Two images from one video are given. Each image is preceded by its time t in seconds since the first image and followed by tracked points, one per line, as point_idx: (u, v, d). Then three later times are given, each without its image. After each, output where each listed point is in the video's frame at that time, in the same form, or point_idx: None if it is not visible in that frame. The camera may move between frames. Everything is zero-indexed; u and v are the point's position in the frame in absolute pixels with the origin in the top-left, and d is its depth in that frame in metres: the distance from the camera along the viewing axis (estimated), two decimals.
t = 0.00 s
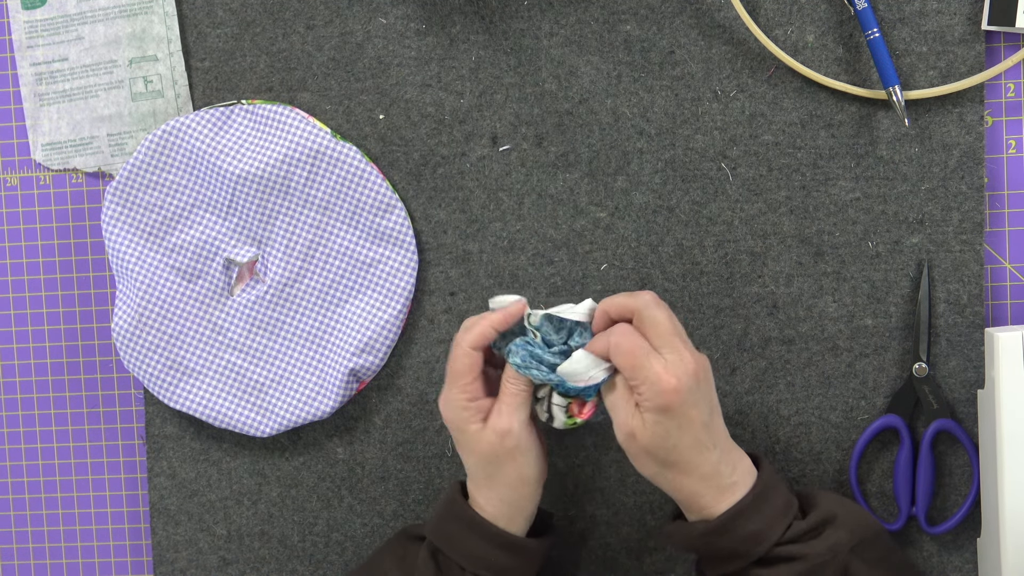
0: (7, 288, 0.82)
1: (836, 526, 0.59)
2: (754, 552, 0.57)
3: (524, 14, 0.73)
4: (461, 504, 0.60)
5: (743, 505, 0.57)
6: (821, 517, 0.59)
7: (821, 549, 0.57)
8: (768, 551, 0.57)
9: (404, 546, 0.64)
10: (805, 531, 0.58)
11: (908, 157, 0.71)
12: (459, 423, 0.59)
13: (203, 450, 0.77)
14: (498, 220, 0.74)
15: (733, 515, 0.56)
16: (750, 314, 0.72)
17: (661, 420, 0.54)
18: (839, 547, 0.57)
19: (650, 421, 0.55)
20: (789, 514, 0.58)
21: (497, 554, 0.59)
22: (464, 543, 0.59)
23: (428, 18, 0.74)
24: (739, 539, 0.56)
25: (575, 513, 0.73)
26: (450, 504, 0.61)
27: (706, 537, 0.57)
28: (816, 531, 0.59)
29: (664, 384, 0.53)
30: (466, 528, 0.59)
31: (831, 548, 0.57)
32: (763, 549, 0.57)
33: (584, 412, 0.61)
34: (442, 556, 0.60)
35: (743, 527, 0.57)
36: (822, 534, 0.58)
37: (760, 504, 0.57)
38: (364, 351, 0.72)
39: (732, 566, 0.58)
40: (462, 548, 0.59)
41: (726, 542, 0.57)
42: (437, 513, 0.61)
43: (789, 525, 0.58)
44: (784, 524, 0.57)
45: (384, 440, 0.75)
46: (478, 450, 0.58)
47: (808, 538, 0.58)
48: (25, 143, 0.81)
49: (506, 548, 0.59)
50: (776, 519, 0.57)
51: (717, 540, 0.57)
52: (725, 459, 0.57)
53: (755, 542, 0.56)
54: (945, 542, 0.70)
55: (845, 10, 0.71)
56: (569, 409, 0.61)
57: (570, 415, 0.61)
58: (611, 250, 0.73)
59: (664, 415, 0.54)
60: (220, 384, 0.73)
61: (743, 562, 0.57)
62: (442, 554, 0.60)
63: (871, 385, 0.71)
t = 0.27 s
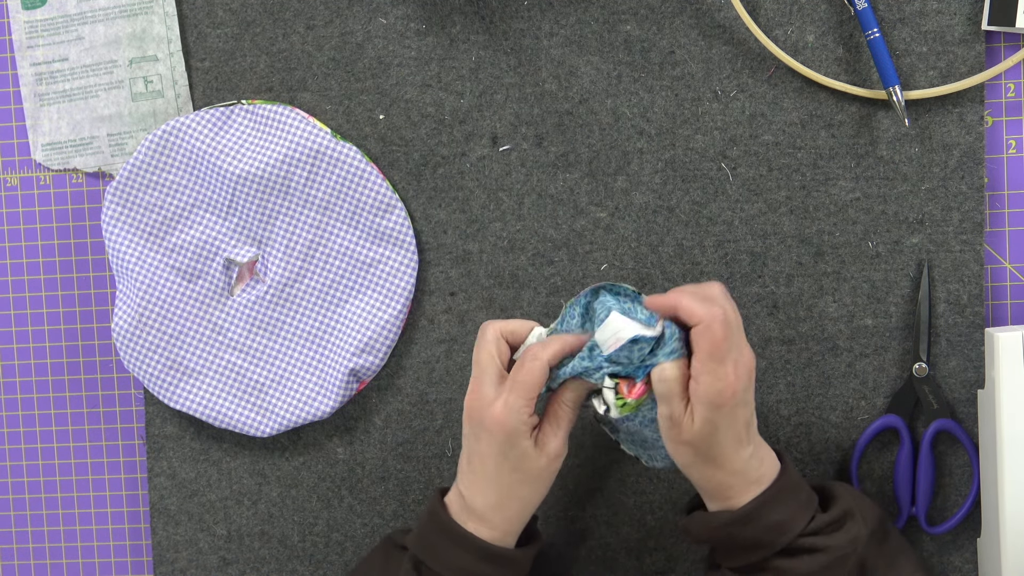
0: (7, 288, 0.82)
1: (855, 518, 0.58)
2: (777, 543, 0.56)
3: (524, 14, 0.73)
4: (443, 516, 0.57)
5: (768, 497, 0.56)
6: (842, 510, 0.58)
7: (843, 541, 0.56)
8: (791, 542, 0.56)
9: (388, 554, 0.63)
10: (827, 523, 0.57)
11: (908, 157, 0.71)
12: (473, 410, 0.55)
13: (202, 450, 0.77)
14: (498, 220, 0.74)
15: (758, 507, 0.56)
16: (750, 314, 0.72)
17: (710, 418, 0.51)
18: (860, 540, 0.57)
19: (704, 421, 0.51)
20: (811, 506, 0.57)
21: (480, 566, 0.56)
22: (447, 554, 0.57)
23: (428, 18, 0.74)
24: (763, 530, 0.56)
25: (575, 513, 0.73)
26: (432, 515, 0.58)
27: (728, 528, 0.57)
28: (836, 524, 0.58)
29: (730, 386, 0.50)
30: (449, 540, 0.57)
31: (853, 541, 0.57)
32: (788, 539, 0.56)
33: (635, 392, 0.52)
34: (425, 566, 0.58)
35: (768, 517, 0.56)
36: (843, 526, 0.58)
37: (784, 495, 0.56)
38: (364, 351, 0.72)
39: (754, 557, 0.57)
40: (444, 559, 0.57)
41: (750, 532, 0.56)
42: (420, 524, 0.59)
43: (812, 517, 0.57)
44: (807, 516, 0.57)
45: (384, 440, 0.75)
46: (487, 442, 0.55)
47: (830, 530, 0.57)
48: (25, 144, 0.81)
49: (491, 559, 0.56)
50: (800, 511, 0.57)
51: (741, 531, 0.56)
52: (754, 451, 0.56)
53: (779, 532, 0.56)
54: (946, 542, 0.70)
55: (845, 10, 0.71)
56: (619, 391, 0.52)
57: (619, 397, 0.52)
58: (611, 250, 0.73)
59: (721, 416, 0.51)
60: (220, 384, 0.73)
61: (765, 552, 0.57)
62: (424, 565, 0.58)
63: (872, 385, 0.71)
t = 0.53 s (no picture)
0: (7, 288, 0.82)
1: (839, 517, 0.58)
2: (756, 540, 0.57)
3: (524, 15, 0.73)
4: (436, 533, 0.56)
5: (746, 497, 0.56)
6: (825, 508, 0.59)
7: (824, 539, 0.57)
8: (772, 539, 0.57)
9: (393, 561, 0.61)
10: (809, 521, 0.58)
11: (909, 157, 0.70)
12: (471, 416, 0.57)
13: (203, 450, 0.77)
14: (498, 220, 0.74)
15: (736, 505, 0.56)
16: (750, 314, 0.72)
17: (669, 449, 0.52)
18: (842, 537, 0.57)
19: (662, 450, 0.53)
20: (794, 505, 0.58)
21: None
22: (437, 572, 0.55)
23: (428, 18, 0.74)
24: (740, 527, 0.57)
25: (575, 513, 0.73)
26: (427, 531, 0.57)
27: (708, 525, 0.57)
28: (819, 521, 0.58)
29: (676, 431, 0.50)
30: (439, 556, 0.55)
31: (834, 539, 0.57)
32: (768, 537, 0.57)
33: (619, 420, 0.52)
34: None
35: (746, 515, 0.56)
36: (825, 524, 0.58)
37: (767, 495, 0.57)
38: (364, 351, 0.72)
39: (735, 553, 0.58)
40: None
41: (729, 530, 0.57)
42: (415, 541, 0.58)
43: (794, 515, 0.58)
44: (788, 514, 0.57)
45: (384, 440, 0.75)
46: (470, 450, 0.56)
47: (811, 528, 0.58)
48: (25, 143, 0.81)
49: None
50: (781, 509, 0.57)
51: (719, 528, 0.57)
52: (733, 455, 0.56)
53: (758, 530, 0.56)
54: (946, 542, 0.70)
55: (845, 10, 0.71)
56: (602, 422, 0.53)
57: (608, 430, 0.53)
58: (611, 250, 0.73)
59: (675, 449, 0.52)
60: (220, 384, 0.73)
61: (745, 550, 0.57)
62: None
63: (871, 385, 0.71)
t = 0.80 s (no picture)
0: (7, 288, 0.82)
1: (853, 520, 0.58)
2: (777, 547, 0.56)
3: (524, 14, 0.73)
4: (460, 525, 0.57)
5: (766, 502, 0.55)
6: (840, 512, 0.58)
7: (843, 543, 0.56)
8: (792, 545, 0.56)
9: (405, 554, 0.63)
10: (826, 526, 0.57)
11: (908, 157, 0.71)
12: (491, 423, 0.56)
13: (202, 450, 0.77)
14: (498, 220, 0.74)
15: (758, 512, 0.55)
16: (750, 314, 0.72)
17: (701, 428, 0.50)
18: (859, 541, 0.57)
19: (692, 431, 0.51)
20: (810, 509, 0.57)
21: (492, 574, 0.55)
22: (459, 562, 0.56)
23: (428, 18, 0.74)
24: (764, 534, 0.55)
25: (575, 513, 0.73)
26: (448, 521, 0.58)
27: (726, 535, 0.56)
28: (835, 525, 0.58)
29: (706, 392, 0.49)
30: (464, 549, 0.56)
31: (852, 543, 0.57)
32: (788, 544, 0.56)
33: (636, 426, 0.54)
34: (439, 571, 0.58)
35: (768, 521, 0.55)
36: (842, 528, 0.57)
37: (784, 498, 0.56)
38: (364, 351, 0.72)
39: (756, 560, 0.57)
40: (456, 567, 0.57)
41: (749, 537, 0.56)
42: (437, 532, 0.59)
43: (810, 520, 0.57)
44: (807, 519, 0.56)
45: (384, 440, 0.75)
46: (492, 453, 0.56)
47: (828, 532, 0.57)
48: (25, 143, 0.81)
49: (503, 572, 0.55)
50: (799, 513, 0.56)
51: (741, 536, 0.56)
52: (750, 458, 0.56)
53: (779, 536, 0.55)
54: (946, 542, 0.70)
55: (845, 10, 0.71)
56: (620, 431, 0.55)
57: (625, 438, 0.55)
58: (611, 250, 0.73)
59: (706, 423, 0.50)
60: (220, 384, 0.73)
61: (766, 557, 0.56)
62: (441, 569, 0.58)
63: (871, 385, 0.71)
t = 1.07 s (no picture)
0: (7, 288, 0.82)
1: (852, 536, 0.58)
2: (777, 568, 0.56)
3: (524, 14, 0.73)
4: (454, 499, 0.60)
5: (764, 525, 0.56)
6: (839, 529, 0.58)
7: (842, 561, 0.56)
8: (792, 566, 0.56)
9: (400, 540, 0.64)
10: (826, 544, 0.57)
11: (908, 157, 0.71)
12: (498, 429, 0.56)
13: (202, 450, 0.77)
14: (498, 220, 0.74)
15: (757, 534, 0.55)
16: (750, 314, 0.72)
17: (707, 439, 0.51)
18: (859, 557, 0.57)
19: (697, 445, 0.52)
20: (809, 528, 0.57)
21: (485, 545, 0.58)
22: (457, 537, 0.59)
23: (428, 18, 0.74)
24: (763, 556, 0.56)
25: (575, 513, 0.73)
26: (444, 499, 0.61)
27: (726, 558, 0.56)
28: (835, 543, 0.58)
29: (709, 402, 0.51)
30: (458, 524, 0.59)
31: (851, 559, 0.57)
32: (787, 565, 0.56)
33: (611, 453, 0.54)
34: (435, 549, 0.60)
35: (767, 543, 0.55)
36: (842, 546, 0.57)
37: (783, 521, 0.56)
38: (364, 351, 0.72)
39: None
40: (454, 544, 0.59)
41: (748, 559, 0.56)
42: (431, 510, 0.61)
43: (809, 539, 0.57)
44: (806, 539, 0.56)
45: (384, 440, 0.75)
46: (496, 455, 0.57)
47: (829, 551, 0.57)
48: (25, 143, 0.81)
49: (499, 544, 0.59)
50: (798, 534, 0.56)
51: (741, 558, 0.56)
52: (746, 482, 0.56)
53: (778, 558, 0.56)
54: (946, 542, 0.70)
55: (844, 10, 0.71)
56: (594, 450, 0.55)
57: (595, 456, 0.55)
58: (611, 250, 0.73)
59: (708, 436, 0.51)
60: (220, 384, 0.73)
61: None
62: (437, 547, 0.60)
63: (871, 385, 0.71)
